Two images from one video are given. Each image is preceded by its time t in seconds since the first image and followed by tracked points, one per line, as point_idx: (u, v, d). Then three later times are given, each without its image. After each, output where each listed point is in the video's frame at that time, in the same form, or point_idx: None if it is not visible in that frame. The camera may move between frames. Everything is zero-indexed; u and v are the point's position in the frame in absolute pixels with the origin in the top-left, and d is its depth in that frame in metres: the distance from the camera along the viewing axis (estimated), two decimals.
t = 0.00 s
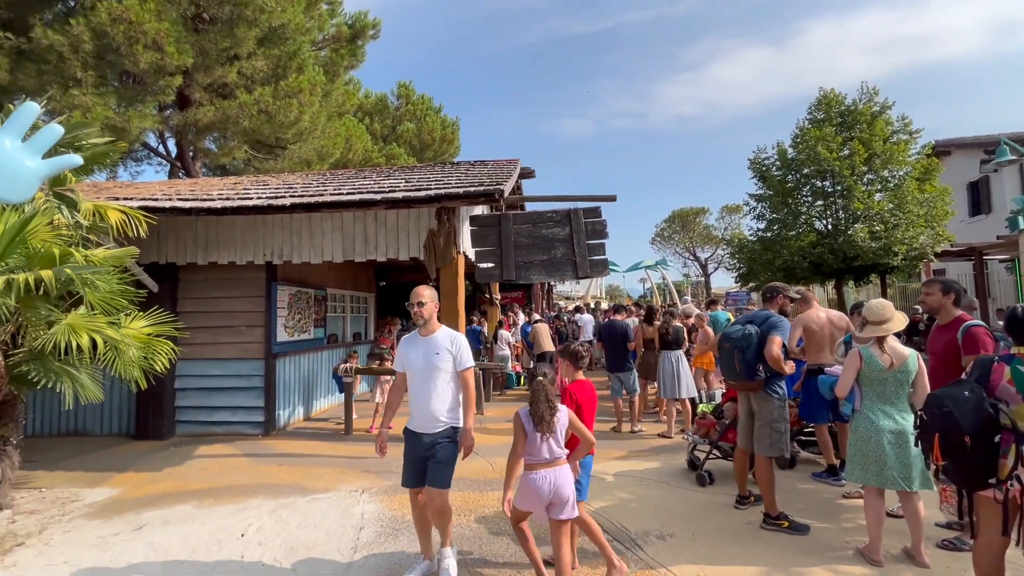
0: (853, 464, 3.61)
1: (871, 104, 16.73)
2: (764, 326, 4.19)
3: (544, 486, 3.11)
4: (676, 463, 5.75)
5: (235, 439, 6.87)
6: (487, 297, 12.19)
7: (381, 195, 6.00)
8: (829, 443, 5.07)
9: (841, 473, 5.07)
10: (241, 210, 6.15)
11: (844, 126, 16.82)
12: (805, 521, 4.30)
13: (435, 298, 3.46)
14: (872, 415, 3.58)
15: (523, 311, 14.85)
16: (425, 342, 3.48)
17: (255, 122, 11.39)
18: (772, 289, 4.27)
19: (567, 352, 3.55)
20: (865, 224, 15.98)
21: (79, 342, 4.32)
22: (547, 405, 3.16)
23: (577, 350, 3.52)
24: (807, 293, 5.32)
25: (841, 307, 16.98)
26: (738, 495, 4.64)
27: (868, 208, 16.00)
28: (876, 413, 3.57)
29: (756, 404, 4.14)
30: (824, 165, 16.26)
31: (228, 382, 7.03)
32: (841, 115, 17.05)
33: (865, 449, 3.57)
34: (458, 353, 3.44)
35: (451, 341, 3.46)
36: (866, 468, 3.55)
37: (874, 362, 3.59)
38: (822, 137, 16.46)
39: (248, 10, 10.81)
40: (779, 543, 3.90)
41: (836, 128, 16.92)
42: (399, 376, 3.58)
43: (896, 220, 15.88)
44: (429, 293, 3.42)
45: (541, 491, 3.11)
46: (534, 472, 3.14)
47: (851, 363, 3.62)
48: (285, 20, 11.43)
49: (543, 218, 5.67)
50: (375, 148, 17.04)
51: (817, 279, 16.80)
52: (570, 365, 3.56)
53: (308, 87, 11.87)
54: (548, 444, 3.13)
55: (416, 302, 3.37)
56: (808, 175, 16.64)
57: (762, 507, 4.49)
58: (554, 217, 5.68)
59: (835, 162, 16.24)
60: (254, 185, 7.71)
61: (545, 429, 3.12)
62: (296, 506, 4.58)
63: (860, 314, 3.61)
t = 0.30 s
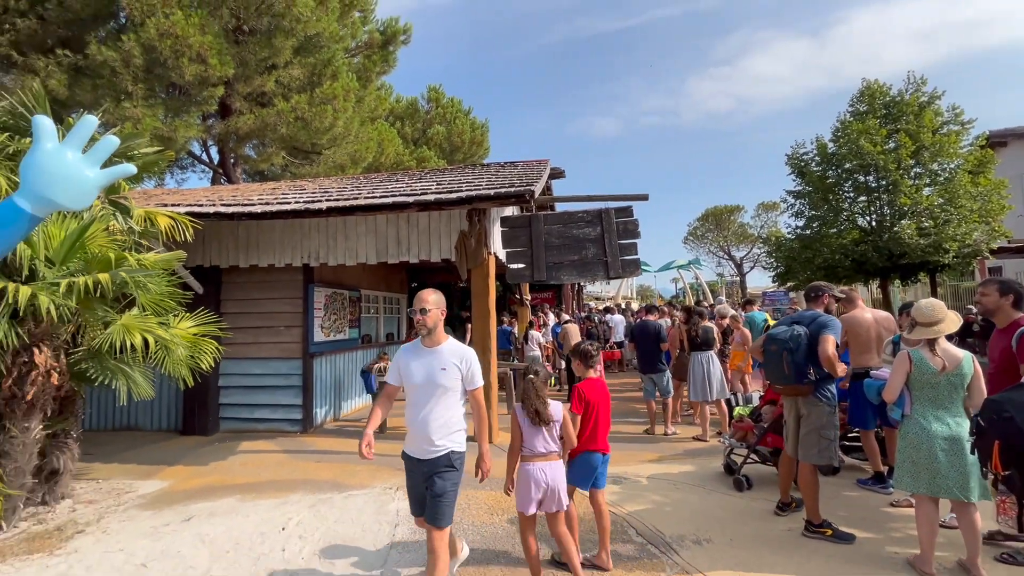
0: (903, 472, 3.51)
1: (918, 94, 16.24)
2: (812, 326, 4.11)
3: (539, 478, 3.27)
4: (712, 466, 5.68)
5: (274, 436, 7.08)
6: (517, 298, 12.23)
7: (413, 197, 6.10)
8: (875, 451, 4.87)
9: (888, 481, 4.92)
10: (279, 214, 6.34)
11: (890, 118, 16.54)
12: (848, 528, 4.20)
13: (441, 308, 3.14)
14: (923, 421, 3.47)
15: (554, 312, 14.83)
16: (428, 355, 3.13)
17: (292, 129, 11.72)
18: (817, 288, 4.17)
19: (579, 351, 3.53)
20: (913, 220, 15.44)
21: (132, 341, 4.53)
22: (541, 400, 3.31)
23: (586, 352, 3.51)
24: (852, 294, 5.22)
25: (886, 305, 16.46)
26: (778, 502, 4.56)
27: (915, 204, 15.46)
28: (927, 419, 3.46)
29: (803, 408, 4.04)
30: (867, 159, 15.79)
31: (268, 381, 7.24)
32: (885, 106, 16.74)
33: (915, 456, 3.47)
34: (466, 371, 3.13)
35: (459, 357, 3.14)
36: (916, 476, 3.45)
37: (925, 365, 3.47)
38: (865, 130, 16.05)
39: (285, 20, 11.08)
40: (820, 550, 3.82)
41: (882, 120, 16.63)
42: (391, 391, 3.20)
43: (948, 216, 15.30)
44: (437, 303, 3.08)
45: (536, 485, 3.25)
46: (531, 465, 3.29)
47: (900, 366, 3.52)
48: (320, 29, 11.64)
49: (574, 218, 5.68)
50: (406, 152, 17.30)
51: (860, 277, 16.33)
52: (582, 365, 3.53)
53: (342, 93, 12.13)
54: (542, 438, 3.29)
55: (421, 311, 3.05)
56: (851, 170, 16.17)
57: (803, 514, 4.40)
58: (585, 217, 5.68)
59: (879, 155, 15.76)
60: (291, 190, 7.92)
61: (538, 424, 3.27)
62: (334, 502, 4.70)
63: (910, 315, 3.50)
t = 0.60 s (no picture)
0: (961, 481, 3.37)
1: (973, 82, 16.74)
2: (862, 326, 4.00)
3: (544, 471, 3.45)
4: (750, 471, 5.58)
5: (312, 433, 7.26)
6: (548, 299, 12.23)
7: (445, 199, 6.18)
8: (927, 458, 4.74)
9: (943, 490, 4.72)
10: (317, 217, 6.50)
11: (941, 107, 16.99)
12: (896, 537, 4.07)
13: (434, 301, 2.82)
14: (983, 427, 3.33)
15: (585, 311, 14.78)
16: (422, 355, 2.83)
17: (328, 134, 12.05)
18: (864, 286, 4.10)
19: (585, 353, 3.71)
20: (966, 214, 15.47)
21: (182, 340, 4.75)
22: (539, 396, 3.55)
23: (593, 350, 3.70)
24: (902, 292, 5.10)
25: (937, 304, 15.98)
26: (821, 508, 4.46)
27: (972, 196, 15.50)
28: (988, 425, 3.31)
29: (852, 412, 3.94)
30: (915, 151, 16.09)
31: (306, 379, 7.44)
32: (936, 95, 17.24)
33: (975, 465, 3.32)
34: (462, 370, 2.76)
35: (454, 356, 2.79)
36: (976, 485, 3.30)
37: (984, 368, 3.34)
38: (914, 121, 16.46)
39: (321, 29, 11.34)
40: (864, 559, 3.72)
41: (932, 109, 17.10)
42: (390, 395, 2.93)
43: (1005, 207, 15.29)
44: (429, 297, 2.78)
45: (540, 476, 3.42)
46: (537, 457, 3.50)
47: (956, 368, 3.39)
48: (354, 36, 11.87)
49: (606, 217, 5.67)
50: (437, 154, 17.51)
51: (912, 275, 16.19)
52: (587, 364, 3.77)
53: (375, 98, 12.40)
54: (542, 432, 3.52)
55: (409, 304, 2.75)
56: (898, 163, 16.51)
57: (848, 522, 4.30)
58: (617, 217, 5.66)
59: (930, 148, 15.95)
60: (327, 193, 8.11)
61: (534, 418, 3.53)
62: (371, 498, 4.81)
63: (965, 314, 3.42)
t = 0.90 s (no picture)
0: None
1: None
2: (906, 327, 3.88)
3: (550, 457, 3.73)
4: (791, 475, 5.45)
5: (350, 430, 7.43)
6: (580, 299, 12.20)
7: (476, 200, 6.24)
8: (986, 468, 4.55)
9: (1002, 501, 4.53)
10: (352, 220, 6.65)
11: (998, 95, 16.83)
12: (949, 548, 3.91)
13: (397, 306, 2.32)
14: None
15: (618, 311, 14.72)
16: (385, 370, 2.32)
17: (363, 138, 12.33)
18: (911, 285, 3.99)
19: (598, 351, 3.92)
20: None
21: (228, 340, 4.93)
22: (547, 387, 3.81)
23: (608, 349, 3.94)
24: (956, 290, 4.90)
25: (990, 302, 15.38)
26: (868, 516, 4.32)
27: None
28: None
29: (896, 415, 3.82)
30: (970, 141, 15.77)
31: (343, 378, 7.62)
32: (992, 83, 17.04)
33: None
34: (431, 387, 2.24)
35: (419, 373, 2.26)
36: None
37: None
38: (968, 110, 16.38)
39: (355, 36, 11.50)
40: (914, 569, 3.59)
41: (990, 97, 16.98)
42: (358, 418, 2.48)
43: None
44: (389, 302, 2.29)
45: (548, 461, 3.74)
46: (546, 444, 3.78)
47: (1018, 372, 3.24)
48: (387, 42, 12.05)
49: (639, 216, 5.65)
50: (468, 156, 17.68)
51: (966, 272, 15.68)
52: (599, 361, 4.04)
53: (408, 102, 12.62)
54: (551, 420, 3.78)
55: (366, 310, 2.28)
56: (952, 155, 16.20)
57: (897, 531, 4.14)
58: (650, 216, 5.61)
59: (986, 137, 15.67)
60: (362, 196, 8.28)
61: (544, 408, 3.77)
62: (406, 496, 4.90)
63: None
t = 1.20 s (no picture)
0: None
1: None
2: (949, 327, 3.72)
3: (554, 452, 3.84)
4: (837, 483, 5.26)
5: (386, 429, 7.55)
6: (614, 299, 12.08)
7: (509, 201, 6.26)
8: None
9: None
10: (387, 222, 6.76)
11: None
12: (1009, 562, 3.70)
13: (347, 303, 2.12)
14: None
15: (652, 312, 14.58)
16: (334, 382, 2.05)
17: (397, 142, 12.54)
18: (958, 283, 3.83)
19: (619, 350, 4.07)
20: None
21: (270, 340, 5.09)
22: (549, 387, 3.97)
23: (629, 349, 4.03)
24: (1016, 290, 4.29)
25: None
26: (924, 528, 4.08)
27: None
28: None
29: (939, 418, 3.70)
30: None
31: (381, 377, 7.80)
32: None
33: None
34: (385, 398, 1.96)
35: (369, 380, 1.99)
36: None
37: None
38: None
39: (389, 41, 11.68)
40: None
41: None
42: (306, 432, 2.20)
43: None
44: (337, 297, 2.09)
45: (552, 457, 3.84)
46: (550, 442, 3.89)
47: None
48: (420, 47, 12.20)
49: (674, 214, 5.59)
50: (499, 157, 17.76)
51: None
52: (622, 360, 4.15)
53: (440, 105, 12.78)
54: (553, 418, 3.90)
55: (313, 312, 2.06)
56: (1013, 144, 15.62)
57: (955, 544, 3.91)
58: (687, 214, 5.54)
59: None
60: (396, 199, 8.41)
61: (546, 407, 3.91)
62: (441, 495, 4.95)
63: None
